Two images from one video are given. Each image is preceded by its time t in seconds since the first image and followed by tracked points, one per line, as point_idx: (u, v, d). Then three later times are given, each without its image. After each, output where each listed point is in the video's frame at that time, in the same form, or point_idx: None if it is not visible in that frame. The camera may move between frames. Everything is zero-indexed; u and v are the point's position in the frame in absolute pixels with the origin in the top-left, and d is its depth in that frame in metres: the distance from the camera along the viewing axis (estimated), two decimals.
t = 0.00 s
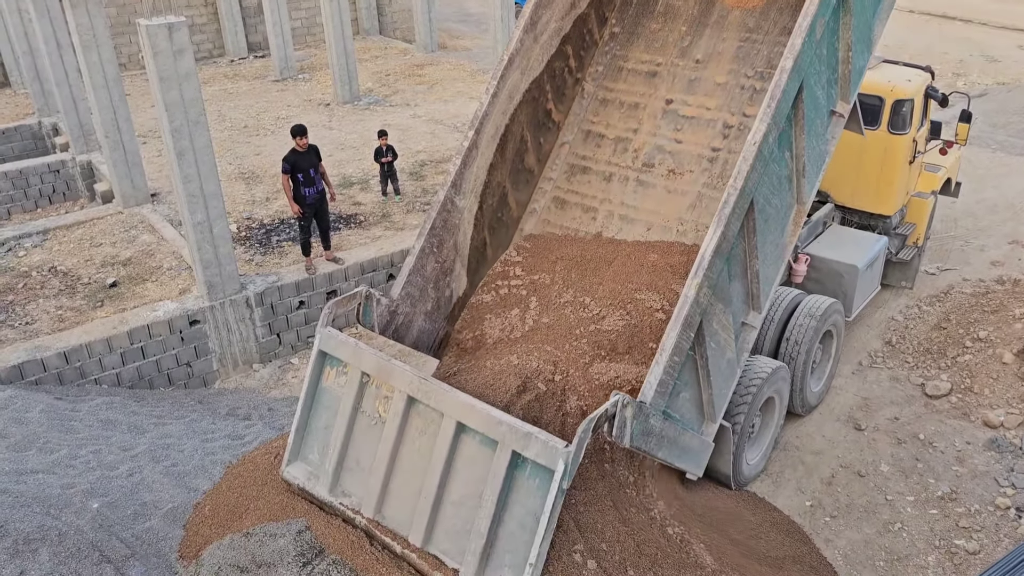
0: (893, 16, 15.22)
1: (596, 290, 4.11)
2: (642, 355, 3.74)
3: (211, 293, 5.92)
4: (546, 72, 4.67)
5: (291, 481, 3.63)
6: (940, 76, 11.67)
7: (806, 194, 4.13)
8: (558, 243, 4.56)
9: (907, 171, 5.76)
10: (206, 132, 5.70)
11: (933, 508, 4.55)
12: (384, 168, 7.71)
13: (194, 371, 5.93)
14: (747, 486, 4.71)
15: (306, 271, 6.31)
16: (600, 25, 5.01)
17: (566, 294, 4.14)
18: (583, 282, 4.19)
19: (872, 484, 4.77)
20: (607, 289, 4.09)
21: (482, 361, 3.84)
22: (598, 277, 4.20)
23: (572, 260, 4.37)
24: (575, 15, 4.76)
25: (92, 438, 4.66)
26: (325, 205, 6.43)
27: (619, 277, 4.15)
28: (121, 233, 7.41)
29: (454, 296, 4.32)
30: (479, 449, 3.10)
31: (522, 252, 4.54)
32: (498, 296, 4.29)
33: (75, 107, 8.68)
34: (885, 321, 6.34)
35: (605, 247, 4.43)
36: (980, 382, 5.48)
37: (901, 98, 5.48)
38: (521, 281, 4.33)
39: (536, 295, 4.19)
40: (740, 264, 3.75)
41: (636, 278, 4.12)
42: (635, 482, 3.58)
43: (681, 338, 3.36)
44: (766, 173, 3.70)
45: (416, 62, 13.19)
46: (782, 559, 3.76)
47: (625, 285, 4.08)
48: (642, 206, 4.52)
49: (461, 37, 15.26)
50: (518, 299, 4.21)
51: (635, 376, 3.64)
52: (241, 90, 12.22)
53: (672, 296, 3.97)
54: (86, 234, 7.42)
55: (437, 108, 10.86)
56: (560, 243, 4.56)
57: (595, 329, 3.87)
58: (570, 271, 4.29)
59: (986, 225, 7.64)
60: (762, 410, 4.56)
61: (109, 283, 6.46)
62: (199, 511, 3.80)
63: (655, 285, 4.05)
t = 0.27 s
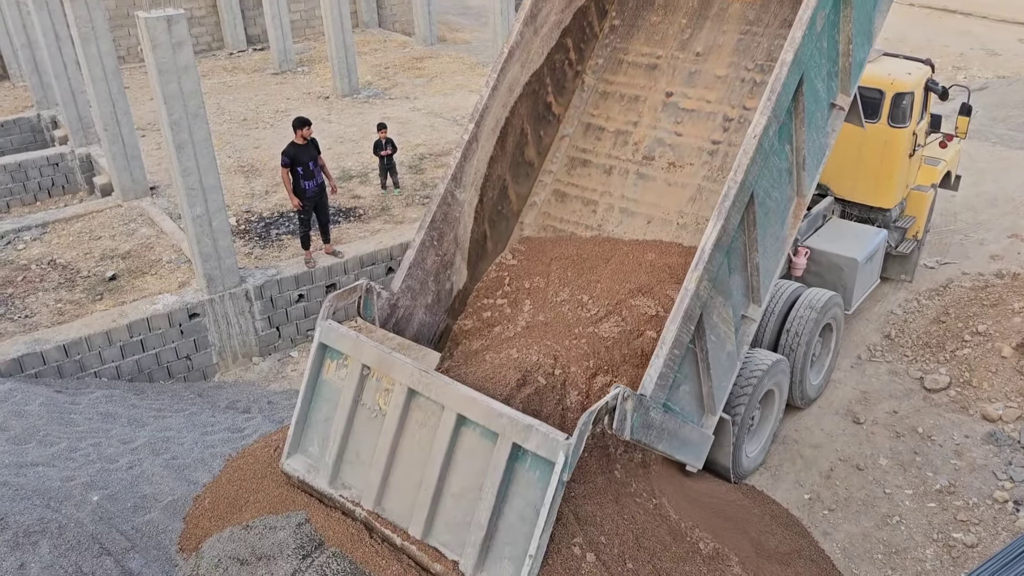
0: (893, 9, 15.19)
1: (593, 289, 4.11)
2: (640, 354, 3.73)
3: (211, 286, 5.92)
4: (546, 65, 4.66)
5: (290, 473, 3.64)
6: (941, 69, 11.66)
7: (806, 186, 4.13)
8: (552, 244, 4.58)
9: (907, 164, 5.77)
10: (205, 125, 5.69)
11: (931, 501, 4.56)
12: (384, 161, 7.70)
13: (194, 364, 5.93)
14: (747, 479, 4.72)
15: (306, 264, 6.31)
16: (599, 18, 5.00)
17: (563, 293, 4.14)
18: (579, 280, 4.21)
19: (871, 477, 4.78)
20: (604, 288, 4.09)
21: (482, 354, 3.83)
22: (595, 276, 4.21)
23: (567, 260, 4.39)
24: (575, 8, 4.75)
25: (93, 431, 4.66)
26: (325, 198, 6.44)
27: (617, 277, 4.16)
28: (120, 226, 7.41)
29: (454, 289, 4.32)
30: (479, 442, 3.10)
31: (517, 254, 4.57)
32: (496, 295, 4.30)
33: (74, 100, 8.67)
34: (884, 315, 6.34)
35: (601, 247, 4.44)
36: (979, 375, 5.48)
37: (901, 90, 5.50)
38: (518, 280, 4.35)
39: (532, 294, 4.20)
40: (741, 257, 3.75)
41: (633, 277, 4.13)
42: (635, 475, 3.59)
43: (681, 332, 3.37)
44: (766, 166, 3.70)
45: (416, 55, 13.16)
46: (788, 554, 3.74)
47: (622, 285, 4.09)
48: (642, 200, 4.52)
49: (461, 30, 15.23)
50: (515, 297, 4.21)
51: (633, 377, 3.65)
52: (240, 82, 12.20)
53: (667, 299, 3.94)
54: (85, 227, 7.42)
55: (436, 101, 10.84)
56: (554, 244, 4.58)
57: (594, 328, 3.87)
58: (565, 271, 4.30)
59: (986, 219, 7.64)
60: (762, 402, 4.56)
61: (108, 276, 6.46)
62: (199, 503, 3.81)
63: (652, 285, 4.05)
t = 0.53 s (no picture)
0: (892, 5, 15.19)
1: (590, 288, 4.10)
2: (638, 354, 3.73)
3: (209, 282, 5.91)
4: (545, 60, 4.66)
5: (289, 469, 3.64)
6: (940, 66, 11.66)
7: (805, 181, 4.13)
8: (547, 245, 4.57)
9: (906, 160, 5.77)
10: (203, 120, 5.69)
11: (928, 497, 4.57)
12: (382, 157, 7.69)
13: (192, 359, 5.93)
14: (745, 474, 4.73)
15: (304, 259, 6.31)
16: (598, 11, 5.00)
17: (559, 293, 4.12)
18: (575, 279, 4.20)
19: (868, 473, 4.79)
20: (601, 288, 4.08)
21: (481, 349, 3.84)
22: (591, 275, 4.20)
23: (563, 259, 4.38)
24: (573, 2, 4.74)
25: (91, 426, 4.67)
26: (323, 193, 6.43)
27: (613, 276, 4.15)
28: (118, 222, 7.40)
29: (453, 284, 4.33)
30: (479, 438, 3.11)
31: (512, 255, 4.56)
32: (494, 292, 4.30)
33: (72, 95, 8.66)
34: (882, 310, 6.35)
35: (597, 246, 4.44)
36: (977, 371, 5.49)
37: (900, 86, 5.48)
38: (515, 280, 4.34)
39: (530, 292, 4.19)
40: (739, 253, 3.76)
41: (630, 277, 4.11)
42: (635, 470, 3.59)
43: (680, 328, 3.37)
44: (764, 162, 3.70)
45: (414, 51, 13.15)
46: (787, 549, 3.73)
47: (619, 284, 4.07)
48: (642, 194, 4.53)
49: (459, 25, 15.21)
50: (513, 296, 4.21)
51: (630, 376, 3.65)
52: (238, 78, 12.18)
53: (660, 305, 3.91)
54: (84, 223, 7.42)
55: (435, 97, 10.83)
56: (551, 242, 4.56)
57: (591, 329, 3.85)
58: (561, 270, 4.29)
59: (984, 215, 7.64)
60: (760, 398, 4.57)
61: (106, 272, 6.46)
62: (198, 499, 3.82)
63: (648, 288, 4.03)
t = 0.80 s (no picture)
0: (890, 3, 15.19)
1: (586, 291, 4.06)
2: (636, 355, 3.71)
3: (207, 279, 5.91)
4: (543, 57, 4.65)
5: (286, 468, 3.64)
6: (938, 64, 11.67)
7: (803, 178, 4.13)
8: (542, 248, 4.53)
9: (904, 158, 5.77)
10: (201, 117, 5.68)
11: (925, 495, 4.58)
12: (380, 154, 7.69)
13: (190, 357, 5.93)
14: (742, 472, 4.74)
15: (302, 257, 6.30)
16: (595, 8, 5.00)
17: (555, 295, 4.09)
18: (571, 282, 4.15)
19: (866, 471, 4.80)
20: (598, 290, 4.04)
21: (479, 347, 3.84)
22: (587, 277, 4.17)
23: (558, 262, 4.35)
24: None
25: (88, 424, 4.66)
26: (321, 190, 6.43)
27: (610, 278, 4.11)
28: (116, 219, 7.39)
29: (451, 282, 4.33)
30: (477, 437, 3.11)
31: (508, 259, 4.52)
32: (492, 292, 4.30)
33: (69, 92, 8.64)
34: (880, 309, 6.36)
35: (594, 248, 4.41)
36: (974, 369, 5.50)
37: (898, 85, 5.48)
38: (511, 283, 4.30)
39: (528, 291, 4.19)
40: (737, 251, 3.76)
41: (627, 281, 4.06)
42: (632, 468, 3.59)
43: (678, 327, 3.37)
44: (762, 160, 3.70)
45: (413, 48, 13.14)
46: (785, 547, 3.73)
47: (616, 287, 4.03)
48: (640, 192, 4.53)
49: (458, 23, 15.19)
50: (509, 297, 4.20)
51: (629, 375, 3.65)
52: (236, 74, 12.17)
53: (658, 304, 3.92)
54: (81, 220, 7.41)
55: (433, 94, 10.82)
56: (550, 242, 4.56)
57: (589, 330, 3.81)
58: (557, 273, 4.26)
59: (981, 213, 7.66)
60: (758, 395, 4.57)
61: (104, 269, 6.45)
62: (195, 497, 3.82)
63: (645, 291, 3.99)
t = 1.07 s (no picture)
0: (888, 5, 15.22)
1: (583, 293, 4.06)
2: (634, 355, 3.72)
3: (205, 278, 5.90)
4: (541, 57, 4.65)
5: (283, 468, 3.64)
6: (935, 66, 11.68)
7: (801, 178, 4.14)
8: (538, 251, 4.51)
9: (902, 159, 5.78)
10: (199, 116, 5.67)
11: (922, 496, 4.59)
12: (378, 154, 7.68)
13: (187, 356, 5.92)
14: (740, 472, 4.74)
15: (300, 256, 6.29)
16: (594, 7, 5.00)
17: (552, 298, 4.08)
18: (568, 285, 4.15)
19: (862, 473, 4.81)
20: (595, 293, 4.05)
21: (477, 347, 3.83)
22: (584, 280, 4.16)
23: (555, 265, 4.34)
24: None
25: (85, 423, 4.65)
26: (319, 190, 6.43)
27: (608, 281, 4.12)
28: (113, 218, 7.38)
29: (450, 283, 4.33)
30: (475, 438, 3.11)
31: (504, 263, 4.48)
32: (489, 294, 4.30)
33: (67, 91, 8.63)
34: (877, 310, 6.37)
35: (590, 251, 4.40)
36: (971, 371, 5.51)
37: (896, 86, 5.49)
38: (507, 287, 4.28)
39: (526, 292, 4.19)
40: (735, 252, 3.76)
41: (625, 283, 4.07)
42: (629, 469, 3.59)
43: (676, 328, 3.37)
44: (761, 161, 3.71)
45: (411, 48, 13.14)
46: (781, 548, 3.72)
47: (613, 290, 4.04)
48: (639, 192, 4.53)
49: (456, 23, 15.20)
50: (507, 298, 4.20)
51: (627, 376, 3.65)
52: (234, 74, 12.16)
53: (656, 306, 3.92)
54: (79, 218, 7.40)
55: (431, 94, 10.82)
56: (548, 243, 4.56)
57: (587, 331, 3.82)
58: (554, 276, 4.24)
59: (979, 215, 7.67)
60: (756, 396, 4.57)
61: (101, 268, 6.44)
62: (192, 496, 3.82)
63: (642, 295, 3.99)
